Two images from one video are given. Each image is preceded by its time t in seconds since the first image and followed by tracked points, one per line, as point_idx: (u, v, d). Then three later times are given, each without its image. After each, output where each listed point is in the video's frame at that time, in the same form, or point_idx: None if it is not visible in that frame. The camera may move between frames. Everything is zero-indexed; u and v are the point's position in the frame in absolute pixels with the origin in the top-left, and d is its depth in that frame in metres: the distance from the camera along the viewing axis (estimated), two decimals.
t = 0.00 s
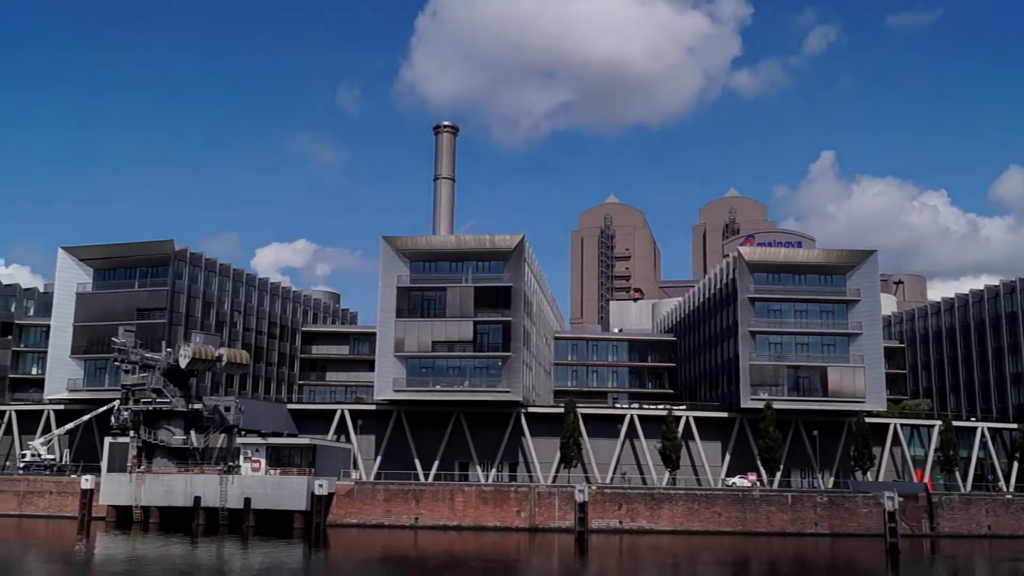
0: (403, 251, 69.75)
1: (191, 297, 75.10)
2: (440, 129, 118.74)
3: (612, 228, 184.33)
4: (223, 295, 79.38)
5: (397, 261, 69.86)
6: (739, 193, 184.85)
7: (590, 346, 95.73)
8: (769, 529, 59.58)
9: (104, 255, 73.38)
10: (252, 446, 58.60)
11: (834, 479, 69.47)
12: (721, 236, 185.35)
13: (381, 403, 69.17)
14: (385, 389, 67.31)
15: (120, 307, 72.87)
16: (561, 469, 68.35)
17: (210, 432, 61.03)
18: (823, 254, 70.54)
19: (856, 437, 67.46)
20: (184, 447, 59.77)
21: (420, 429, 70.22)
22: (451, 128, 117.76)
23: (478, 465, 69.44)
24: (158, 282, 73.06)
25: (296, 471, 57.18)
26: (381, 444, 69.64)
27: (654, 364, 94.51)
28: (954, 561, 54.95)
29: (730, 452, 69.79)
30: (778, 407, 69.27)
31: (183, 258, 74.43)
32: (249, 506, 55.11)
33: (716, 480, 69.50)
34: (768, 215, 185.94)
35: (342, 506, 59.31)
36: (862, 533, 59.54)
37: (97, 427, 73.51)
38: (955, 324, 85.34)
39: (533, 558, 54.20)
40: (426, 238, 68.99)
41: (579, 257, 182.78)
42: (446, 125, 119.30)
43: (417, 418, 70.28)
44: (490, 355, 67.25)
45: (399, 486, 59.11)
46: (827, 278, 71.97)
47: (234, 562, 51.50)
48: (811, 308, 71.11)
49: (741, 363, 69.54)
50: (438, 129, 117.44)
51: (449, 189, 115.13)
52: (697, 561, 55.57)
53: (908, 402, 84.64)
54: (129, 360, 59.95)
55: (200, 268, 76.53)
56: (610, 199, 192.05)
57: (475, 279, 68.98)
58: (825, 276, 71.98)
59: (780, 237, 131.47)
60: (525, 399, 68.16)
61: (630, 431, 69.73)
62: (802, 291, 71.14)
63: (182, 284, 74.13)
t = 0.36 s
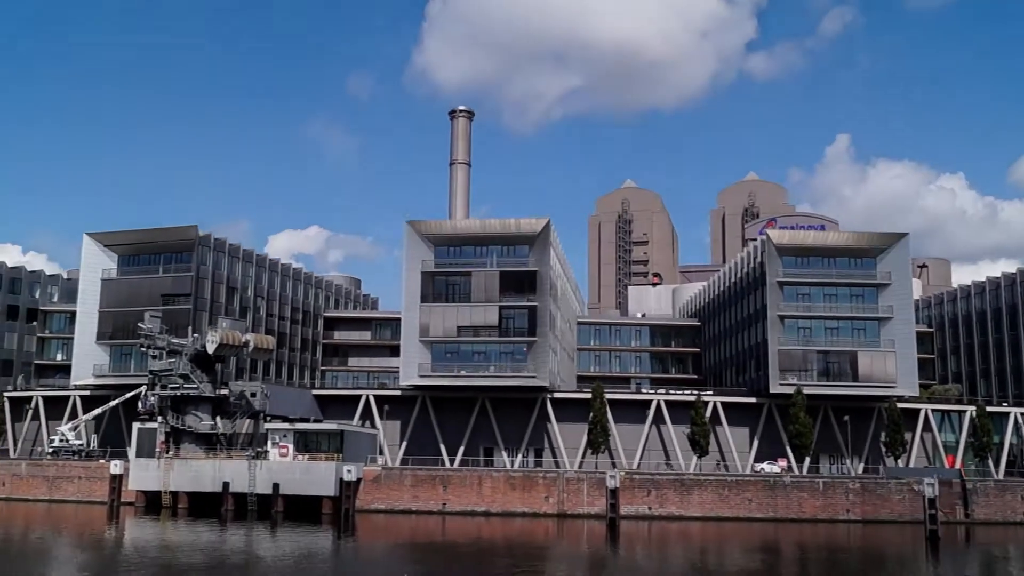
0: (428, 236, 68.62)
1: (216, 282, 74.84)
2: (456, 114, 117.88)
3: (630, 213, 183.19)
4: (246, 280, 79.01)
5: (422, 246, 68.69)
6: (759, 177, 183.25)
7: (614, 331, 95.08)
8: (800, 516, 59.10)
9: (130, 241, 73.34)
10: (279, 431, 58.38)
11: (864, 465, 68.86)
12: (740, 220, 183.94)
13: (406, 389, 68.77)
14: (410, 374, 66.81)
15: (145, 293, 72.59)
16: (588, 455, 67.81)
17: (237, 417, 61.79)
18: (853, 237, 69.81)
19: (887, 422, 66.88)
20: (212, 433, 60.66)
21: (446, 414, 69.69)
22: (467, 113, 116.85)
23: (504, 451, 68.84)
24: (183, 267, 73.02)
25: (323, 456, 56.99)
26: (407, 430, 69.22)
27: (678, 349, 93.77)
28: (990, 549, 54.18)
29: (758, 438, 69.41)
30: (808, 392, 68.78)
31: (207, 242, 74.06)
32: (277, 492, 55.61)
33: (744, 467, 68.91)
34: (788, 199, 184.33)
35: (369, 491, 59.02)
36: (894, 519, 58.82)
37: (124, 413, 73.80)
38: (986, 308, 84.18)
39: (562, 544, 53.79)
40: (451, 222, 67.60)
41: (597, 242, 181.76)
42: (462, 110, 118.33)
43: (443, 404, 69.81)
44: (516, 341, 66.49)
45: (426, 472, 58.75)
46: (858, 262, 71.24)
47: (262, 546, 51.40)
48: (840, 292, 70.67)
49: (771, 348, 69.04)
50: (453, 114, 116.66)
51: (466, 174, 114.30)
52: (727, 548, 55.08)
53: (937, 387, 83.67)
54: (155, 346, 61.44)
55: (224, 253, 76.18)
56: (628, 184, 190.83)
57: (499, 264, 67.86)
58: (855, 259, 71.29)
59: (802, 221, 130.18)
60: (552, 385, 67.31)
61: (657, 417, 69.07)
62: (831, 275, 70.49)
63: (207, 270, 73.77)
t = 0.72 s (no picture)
0: (457, 221, 67.77)
1: (244, 268, 74.58)
2: (475, 99, 116.99)
3: (651, 196, 181.47)
4: (274, 266, 78.68)
5: (450, 230, 67.80)
6: (783, 160, 181.33)
7: (641, 316, 94.25)
8: (837, 503, 58.49)
9: (158, 227, 73.06)
10: (310, 417, 57.94)
11: (899, 451, 68.15)
12: (764, 203, 182.22)
13: (436, 374, 68.20)
14: (439, 359, 66.09)
15: (173, 279, 72.47)
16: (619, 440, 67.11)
17: (268, 403, 62.33)
18: (888, 220, 68.88)
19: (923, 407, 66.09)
20: (243, 419, 61.07)
21: (476, 400, 69.16)
22: (486, 98, 116.03)
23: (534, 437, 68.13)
24: (211, 253, 72.63)
25: (354, 442, 56.64)
26: (436, 416, 68.75)
27: (707, 334, 92.88)
28: None
29: (792, 423, 68.73)
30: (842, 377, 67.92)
31: (235, 228, 73.69)
32: (309, 478, 55.40)
33: (777, 453, 68.06)
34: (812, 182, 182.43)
35: (400, 478, 58.66)
36: (934, 506, 58.02)
37: (153, 399, 73.73)
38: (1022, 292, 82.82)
39: (598, 532, 53.35)
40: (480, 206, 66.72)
41: (619, 227, 180.63)
42: (480, 95, 117.48)
43: (472, 389, 69.29)
44: (547, 326, 65.67)
45: (458, 458, 58.35)
46: (893, 245, 70.37)
47: (295, 534, 51.11)
48: (875, 276, 69.71)
49: (804, 332, 68.10)
50: (473, 99, 115.88)
51: (486, 159, 113.43)
52: (764, 535, 54.46)
53: (972, 372, 82.53)
54: (185, 333, 61.73)
55: (252, 239, 75.82)
56: (650, 168, 189.36)
57: (529, 248, 67.02)
58: (891, 242, 70.40)
59: (829, 204, 128.61)
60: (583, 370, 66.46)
61: (688, 402, 68.38)
62: (866, 258, 69.50)
63: (235, 256, 73.47)
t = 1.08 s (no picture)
0: (488, 210, 67.31)
1: (273, 259, 74.32)
2: (497, 90, 116.21)
3: (675, 186, 179.94)
4: (302, 257, 78.41)
5: (480, 220, 67.49)
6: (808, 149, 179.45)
7: (671, 306, 93.51)
8: (876, 496, 57.71)
9: (187, 218, 72.91)
10: (343, 409, 57.85)
11: (936, 442, 67.23)
12: (789, 193, 180.50)
13: (467, 365, 67.72)
14: (471, 350, 65.66)
15: (202, 270, 72.12)
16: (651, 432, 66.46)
17: (300, 395, 62.11)
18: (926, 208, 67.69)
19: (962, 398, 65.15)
20: (275, 410, 60.69)
21: (507, 392, 68.63)
22: (508, 88, 115.31)
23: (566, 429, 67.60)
24: (241, 244, 72.39)
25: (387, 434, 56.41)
26: (468, 407, 68.29)
27: (737, 325, 91.99)
28: None
29: (827, 415, 67.92)
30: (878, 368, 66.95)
31: (264, 219, 73.57)
32: (342, 471, 55.01)
33: (812, 445, 67.25)
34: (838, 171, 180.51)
35: (433, 470, 58.21)
36: (975, 499, 57.08)
37: (183, 391, 73.64)
38: None
39: (634, 525, 52.78)
40: (511, 195, 66.21)
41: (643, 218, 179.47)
42: (502, 85, 116.69)
43: (503, 381, 68.77)
44: (579, 316, 64.90)
45: (492, 450, 57.89)
46: (929, 234, 69.28)
47: (330, 526, 50.77)
48: (911, 265, 68.61)
49: (839, 323, 67.19)
50: (494, 90, 115.16)
51: (508, 150, 112.64)
52: (802, 528, 53.71)
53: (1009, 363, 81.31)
54: (216, 324, 61.58)
55: (281, 229, 75.61)
56: (673, 158, 187.93)
57: (561, 238, 66.19)
58: (927, 231, 69.32)
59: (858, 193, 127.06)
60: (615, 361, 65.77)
61: (722, 393, 67.63)
62: (902, 247, 68.42)
63: (264, 246, 73.21)
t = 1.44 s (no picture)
0: (516, 204, 66.54)
1: (300, 255, 74.03)
2: (516, 85, 115.51)
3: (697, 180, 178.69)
4: (329, 253, 78.10)
5: (509, 213, 66.86)
6: (831, 140, 177.79)
7: (698, 300, 93.08)
8: (915, 491, 56.84)
9: (214, 215, 72.62)
10: (374, 406, 57.26)
11: (973, 436, 66.32)
12: (812, 185, 178.98)
13: (496, 360, 67.19)
14: (501, 345, 64.95)
15: (229, 266, 72.05)
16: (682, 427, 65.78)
17: (330, 391, 62.35)
18: (961, 198, 66.75)
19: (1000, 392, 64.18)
20: (305, 407, 60.72)
21: (538, 387, 68.07)
22: (526, 83, 114.68)
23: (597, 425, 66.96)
24: (267, 240, 72.12)
25: (419, 430, 56.07)
26: (498, 403, 67.78)
27: (766, 318, 91.18)
28: None
29: (861, 409, 67.06)
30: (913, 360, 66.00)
31: (291, 215, 73.28)
32: (374, 468, 54.66)
33: (846, 439, 66.42)
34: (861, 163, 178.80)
35: (466, 466, 57.93)
36: (1016, 494, 56.17)
37: (211, 388, 73.50)
38: None
39: (669, 522, 52.12)
40: (540, 188, 65.37)
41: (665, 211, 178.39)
42: (521, 80, 115.96)
43: (533, 376, 68.18)
44: (609, 311, 64.26)
45: (524, 446, 57.42)
46: (964, 224, 68.35)
47: (363, 524, 50.41)
48: (946, 256, 67.67)
49: (873, 315, 66.35)
50: (513, 84, 114.61)
51: (527, 144, 111.92)
52: (841, 524, 52.96)
53: None
54: (245, 320, 61.56)
55: (308, 225, 75.30)
56: (694, 151, 186.63)
57: (591, 232, 65.74)
58: (962, 222, 68.37)
59: (884, 185, 125.63)
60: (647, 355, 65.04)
61: (755, 387, 66.84)
62: (937, 238, 67.44)
63: (291, 242, 72.94)
